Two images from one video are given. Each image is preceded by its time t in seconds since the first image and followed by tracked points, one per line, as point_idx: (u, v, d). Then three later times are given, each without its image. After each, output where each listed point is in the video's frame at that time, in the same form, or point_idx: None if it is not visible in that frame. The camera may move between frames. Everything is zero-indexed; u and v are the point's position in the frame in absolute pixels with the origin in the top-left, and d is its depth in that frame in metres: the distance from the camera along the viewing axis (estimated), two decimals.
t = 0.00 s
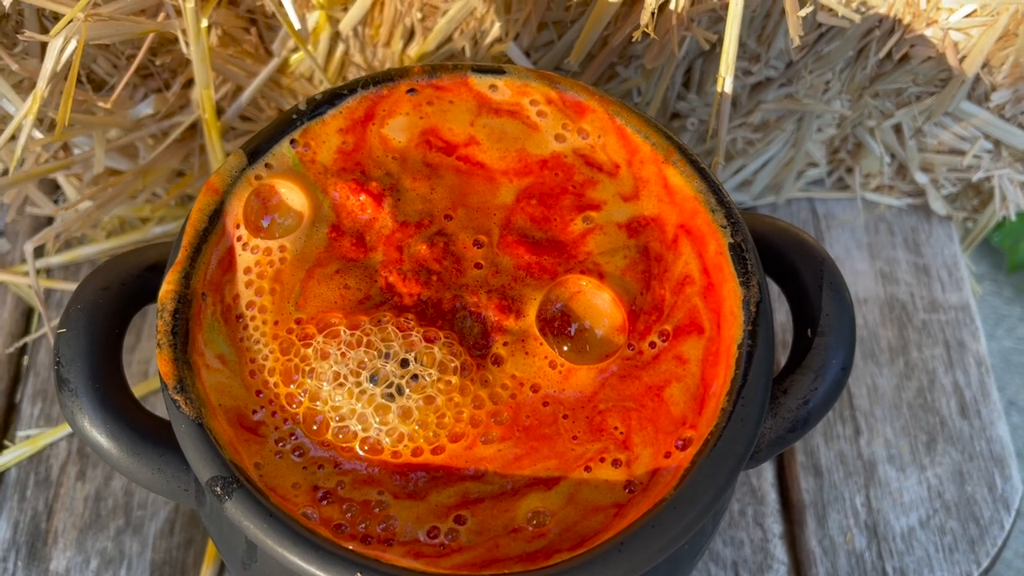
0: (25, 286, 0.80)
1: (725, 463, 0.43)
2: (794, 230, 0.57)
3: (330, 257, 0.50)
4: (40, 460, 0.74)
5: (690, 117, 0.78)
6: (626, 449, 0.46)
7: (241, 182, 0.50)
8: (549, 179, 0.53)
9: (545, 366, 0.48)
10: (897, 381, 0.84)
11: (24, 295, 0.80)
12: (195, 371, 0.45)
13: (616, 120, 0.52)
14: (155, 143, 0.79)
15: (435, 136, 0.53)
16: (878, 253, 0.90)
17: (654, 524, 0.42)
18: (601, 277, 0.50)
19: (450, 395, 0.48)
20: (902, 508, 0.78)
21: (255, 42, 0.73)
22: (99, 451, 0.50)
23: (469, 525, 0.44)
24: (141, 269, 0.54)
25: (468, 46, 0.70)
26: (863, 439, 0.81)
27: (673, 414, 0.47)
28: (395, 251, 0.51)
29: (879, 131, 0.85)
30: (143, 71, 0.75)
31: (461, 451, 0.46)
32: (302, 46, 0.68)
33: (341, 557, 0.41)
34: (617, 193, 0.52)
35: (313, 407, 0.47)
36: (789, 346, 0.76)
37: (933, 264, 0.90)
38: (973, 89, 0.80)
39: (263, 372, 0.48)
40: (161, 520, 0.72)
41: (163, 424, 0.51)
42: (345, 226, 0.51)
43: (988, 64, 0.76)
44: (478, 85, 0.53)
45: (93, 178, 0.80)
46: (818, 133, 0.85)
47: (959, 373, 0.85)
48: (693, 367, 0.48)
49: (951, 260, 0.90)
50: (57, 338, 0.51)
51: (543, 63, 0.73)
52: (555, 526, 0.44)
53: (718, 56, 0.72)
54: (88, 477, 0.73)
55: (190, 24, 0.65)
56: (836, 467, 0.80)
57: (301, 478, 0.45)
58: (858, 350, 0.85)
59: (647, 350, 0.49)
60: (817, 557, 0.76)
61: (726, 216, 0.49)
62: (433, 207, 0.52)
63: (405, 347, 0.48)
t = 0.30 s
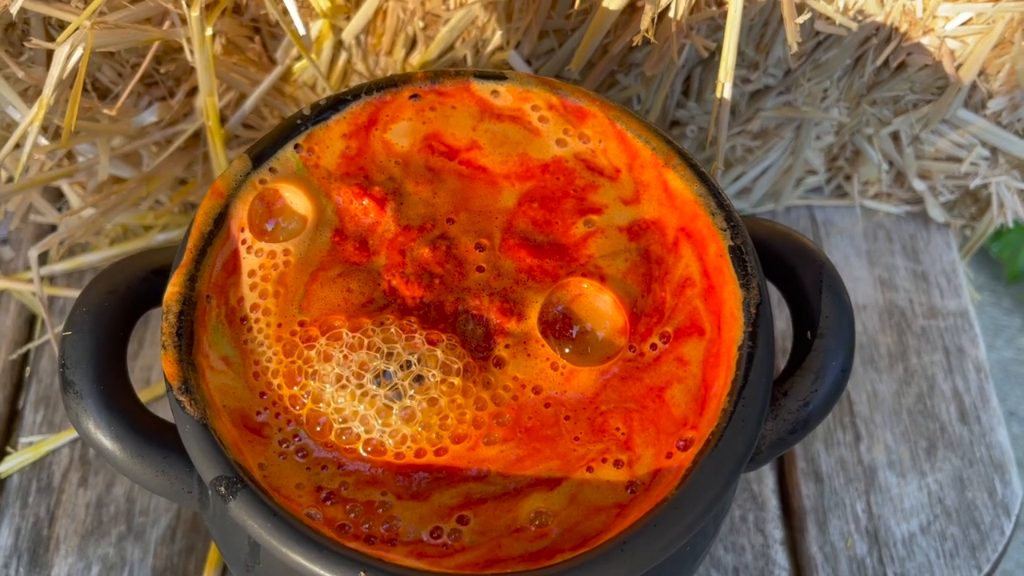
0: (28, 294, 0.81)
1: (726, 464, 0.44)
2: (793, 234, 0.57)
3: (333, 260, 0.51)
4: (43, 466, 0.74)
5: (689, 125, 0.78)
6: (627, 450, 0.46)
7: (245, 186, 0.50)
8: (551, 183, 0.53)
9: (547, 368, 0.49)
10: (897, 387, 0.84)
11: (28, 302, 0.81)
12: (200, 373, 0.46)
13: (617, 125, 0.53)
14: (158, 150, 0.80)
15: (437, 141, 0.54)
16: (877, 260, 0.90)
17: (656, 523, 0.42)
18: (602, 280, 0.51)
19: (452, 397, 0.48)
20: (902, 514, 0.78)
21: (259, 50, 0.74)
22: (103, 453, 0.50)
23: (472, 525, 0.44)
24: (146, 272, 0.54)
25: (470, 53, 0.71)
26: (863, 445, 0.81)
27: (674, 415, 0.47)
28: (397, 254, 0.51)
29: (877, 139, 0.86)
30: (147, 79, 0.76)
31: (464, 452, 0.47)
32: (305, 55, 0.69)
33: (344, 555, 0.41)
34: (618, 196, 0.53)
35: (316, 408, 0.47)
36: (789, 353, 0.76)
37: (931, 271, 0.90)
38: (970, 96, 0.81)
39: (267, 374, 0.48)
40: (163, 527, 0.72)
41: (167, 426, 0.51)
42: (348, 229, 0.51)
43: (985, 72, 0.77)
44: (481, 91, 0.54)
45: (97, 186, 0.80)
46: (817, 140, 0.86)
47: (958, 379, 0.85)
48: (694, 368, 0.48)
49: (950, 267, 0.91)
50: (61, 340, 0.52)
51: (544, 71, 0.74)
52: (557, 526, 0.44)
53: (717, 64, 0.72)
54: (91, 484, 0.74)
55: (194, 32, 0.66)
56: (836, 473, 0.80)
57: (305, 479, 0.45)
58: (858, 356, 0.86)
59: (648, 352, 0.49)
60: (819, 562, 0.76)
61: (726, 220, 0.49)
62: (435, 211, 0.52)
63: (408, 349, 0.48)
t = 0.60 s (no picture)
0: (33, 298, 0.82)
1: (727, 455, 0.44)
2: (793, 232, 0.58)
3: (339, 257, 0.51)
4: (47, 469, 0.75)
5: (688, 130, 0.79)
6: (630, 442, 0.47)
7: (253, 184, 0.51)
8: (553, 181, 0.54)
9: (551, 361, 0.49)
10: (897, 391, 0.85)
11: (33, 307, 0.82)
12: (207, 366, 0.46)
13: (618, 125, 0.54)
14: (164, 155, 0.81)
15: (441, 140, 0.55)
16: (875, 265, 0.91)
17: (659, 513, 0.43)
18: (605, 275, 0.51)
19: (457, 389, 0.48)
20: (903, 516, 0.79)
21: (265, 54, 0.75)
22: (111, 447, 0.50)
23: (477, 516, 0.45)
24: (153, 270, 0.55)
25: (472, 59, 0.72)
26: (863, 448, 0.82)
27: (676, 408, 0.48)
28: (402, 251, 0.51)
29: (874, 144, 0.87)
30: (153, 85, 0.77)
31: (468, 444, 0.47)
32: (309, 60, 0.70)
33: (351, 544, 0.42)
34: (620, 194, 0.54)
35: (323, 401, 0.48)
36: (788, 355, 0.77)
37: (930, 276, 0.91)
38: (966, 101, 0.82)
39: (274, 368, 0.48)
40: (167, 529, 0.73)
41: (174, 421, 0.52)
42: (354, 226, 0.52)
43: (980, 77, 0.78)
44: (484, 91, 0.55)
45: (102, 191, 0.81)
46: (815, 145, 0.87)
47: (957, 383, 0.86)
48: (695, 362, 0.49)
49: (948, 272, 0.92)
50: (70, 337, 0.52)
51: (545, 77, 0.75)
52: (561, 517, 0.45)
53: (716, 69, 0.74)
54: (94, 487, 0.74)
55: (201, 38, 0.67)
56: (837, 476, 0.81)
57: (311, 471, 0.46)
58: (857, 360, 0.86)
59: (650, 346, 0.50)
60: (820, 564, 0.76)
61: (727, 216, 0.50)
62: (439, 209, 0.53)
63: (414, 343, 0.49)
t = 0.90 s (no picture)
0: (33, 303, 0.83)
1: (712, 440, 0.45)
2: (779, 228, 0.59)
3: (333, 251, 0.53)
4: (45, 470, 0.75)
5: (678, 135, 0.81)
6: (617, 429, 0.48)
7: (249, 180, 0.52)
8: (542, 178, 0.55)
9: (540, 351, 0.50)
10: (886, 392, 0.86)
11: (33, 311, 0.83)
12: (204, 355, 0.47)
13: (605, 123, 0.55)
14: (162, 160, 0.82)
15: (433, 138, 0.56)
16: (864, 269, 0.93)
17: (645, 496, 0.44)
18: (593, 268, 0.52)
19: (448, 378, 0.49)
20: (893, 515, 0.80)
21: (262, 61, 0.76)
22: (109, 438, 0.51)
23: (467, 500, 0.46)
24: (151, 266, 0.56)
25: (466, 65, 0.74)
26: (853, 448, 0.83)
27: (663, 396, 0.49)
28: (395, 245, 0.53)
29: (861, 148, 0.89)
30: (153, 91, 0.79)
31: (459, 431, 0.48)
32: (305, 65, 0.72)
33: (344, 527, 0.43)
34: (607, 190, 0.55)
35: (316, 389, 0.49)
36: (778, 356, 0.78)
37: (918, 279, 0.92)
38: (949, 106, 0.83)
39: (269, 357, 0.50)
40: (163, 529, 0.73)
41: (170, 413, 0.53)
42: (347, 222, 0.53)
43: (963, 81, 0.80)
44: (475, 92, 0.56)
45: (102, 197, 0.83)
46: (803, 151, 0.89)
47: (946, 384, 0.87)
48: (681, 351, 0.50)
49: (936, 275, 0.93)
50: (69, 330, 0.53)
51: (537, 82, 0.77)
52: (549, 501, 0.46)
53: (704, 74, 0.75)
54: (92, 487, 0.75)
55: (200, 43, 0.68)
56: (827, 475, 0.81)
57: (305, 457, 0.47)
58: (847, 361, 0.87)
59: (636, 336, 0.51)
60: (811, 563, 0.77)
61: (711, 211, 0.51)
62: (431, 204, 0.54)
63: (406, 334, 0.50)
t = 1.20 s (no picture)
0: (40, 304, 0.84)
1: (697, 418, 0.47)
2: (764, 220, 0.61)
3: (332, 241, 0.55)
4: (51, 467, 0.77)
5: (669, 138, 0.83)
6: (607, 410, 0.50)
7: (252, 174, 0.54)
8: (535, 172, 0.57)
9: (533, 336, 0.52)
10: (875, 390, 0.88)
11: (39, 312, 0.84)
12: (208, 339, 0.49)
13: (595, 120, 0.57)
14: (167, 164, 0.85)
15: (429, 134, 0.58)
16: (853, 270, 0.95)
17: (633, 471, 0.46)
18: (583, 257, 0.54)
19: (444, 361, 0.51)
20: (883, 509, 0.81)
21: (264, 66, 0.79)
22: (116, 421, 0.53)
23: (462, 477, 0.47)
24: (158, 258, 0.57)
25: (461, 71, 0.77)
26: (843, 444, 0.84)
27: (651, 377, 0.51)
28: (392, 235, 0.55)
29: (848, 152, 0.91)
30: (158, 98, 0.81)
31: (455, 412, 0.50)
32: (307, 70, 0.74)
33: (343, 500, 0.44)
34: (597, 183, 0.57)
35: (316, 372, 0.51)
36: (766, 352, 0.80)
37: (905, 280, 0.95)
38: (931, 110, 0.86)
39: (270, 342, 0.51)
40: (166, 524, 0.75)
41: (176, 398, 0.55)
42: (347, 214, 0.55)
43: (944, 85, 0.82)
44: (469, 90, 0.58)
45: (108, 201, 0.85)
46: (791, 154, 0.91)
47: (934, 381, 0.88)
48: (668, 336, 0.52)
49: (923, 276, 0.95)
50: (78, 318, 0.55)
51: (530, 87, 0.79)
52: (541, 478, 0.47)
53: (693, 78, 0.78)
54: (97, 484, 0.76)
55: (204, 47, 0.71)
56: (818, 471, 0.83)
57: (305, 437, 0.48)
58: (836, 361, 0.89)
59: (625, 322, 0.53)
60: (802, 556, 0.78)
61: (697, 203, 0.54)
62: (427, 197, 0.56)
63: (403, 319, 0.52)
